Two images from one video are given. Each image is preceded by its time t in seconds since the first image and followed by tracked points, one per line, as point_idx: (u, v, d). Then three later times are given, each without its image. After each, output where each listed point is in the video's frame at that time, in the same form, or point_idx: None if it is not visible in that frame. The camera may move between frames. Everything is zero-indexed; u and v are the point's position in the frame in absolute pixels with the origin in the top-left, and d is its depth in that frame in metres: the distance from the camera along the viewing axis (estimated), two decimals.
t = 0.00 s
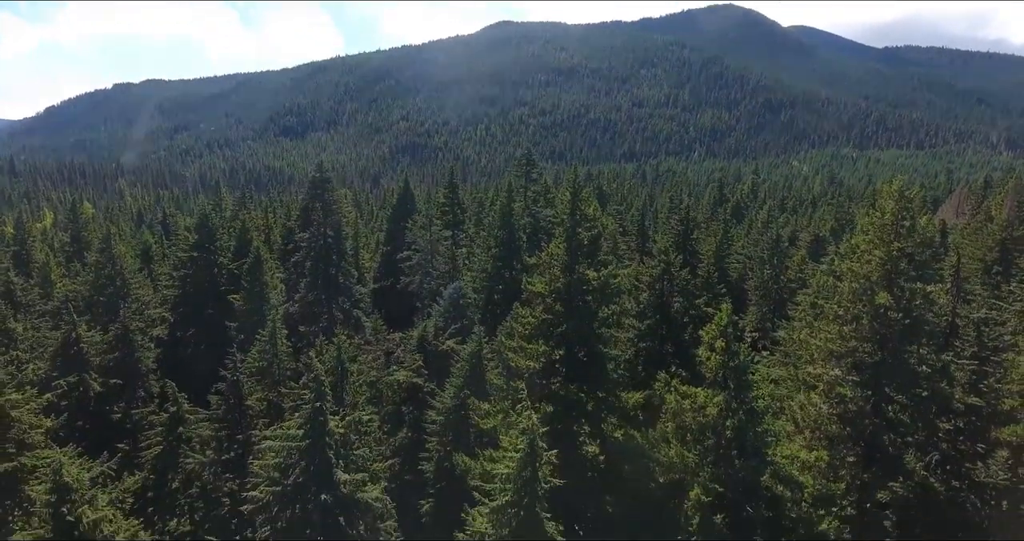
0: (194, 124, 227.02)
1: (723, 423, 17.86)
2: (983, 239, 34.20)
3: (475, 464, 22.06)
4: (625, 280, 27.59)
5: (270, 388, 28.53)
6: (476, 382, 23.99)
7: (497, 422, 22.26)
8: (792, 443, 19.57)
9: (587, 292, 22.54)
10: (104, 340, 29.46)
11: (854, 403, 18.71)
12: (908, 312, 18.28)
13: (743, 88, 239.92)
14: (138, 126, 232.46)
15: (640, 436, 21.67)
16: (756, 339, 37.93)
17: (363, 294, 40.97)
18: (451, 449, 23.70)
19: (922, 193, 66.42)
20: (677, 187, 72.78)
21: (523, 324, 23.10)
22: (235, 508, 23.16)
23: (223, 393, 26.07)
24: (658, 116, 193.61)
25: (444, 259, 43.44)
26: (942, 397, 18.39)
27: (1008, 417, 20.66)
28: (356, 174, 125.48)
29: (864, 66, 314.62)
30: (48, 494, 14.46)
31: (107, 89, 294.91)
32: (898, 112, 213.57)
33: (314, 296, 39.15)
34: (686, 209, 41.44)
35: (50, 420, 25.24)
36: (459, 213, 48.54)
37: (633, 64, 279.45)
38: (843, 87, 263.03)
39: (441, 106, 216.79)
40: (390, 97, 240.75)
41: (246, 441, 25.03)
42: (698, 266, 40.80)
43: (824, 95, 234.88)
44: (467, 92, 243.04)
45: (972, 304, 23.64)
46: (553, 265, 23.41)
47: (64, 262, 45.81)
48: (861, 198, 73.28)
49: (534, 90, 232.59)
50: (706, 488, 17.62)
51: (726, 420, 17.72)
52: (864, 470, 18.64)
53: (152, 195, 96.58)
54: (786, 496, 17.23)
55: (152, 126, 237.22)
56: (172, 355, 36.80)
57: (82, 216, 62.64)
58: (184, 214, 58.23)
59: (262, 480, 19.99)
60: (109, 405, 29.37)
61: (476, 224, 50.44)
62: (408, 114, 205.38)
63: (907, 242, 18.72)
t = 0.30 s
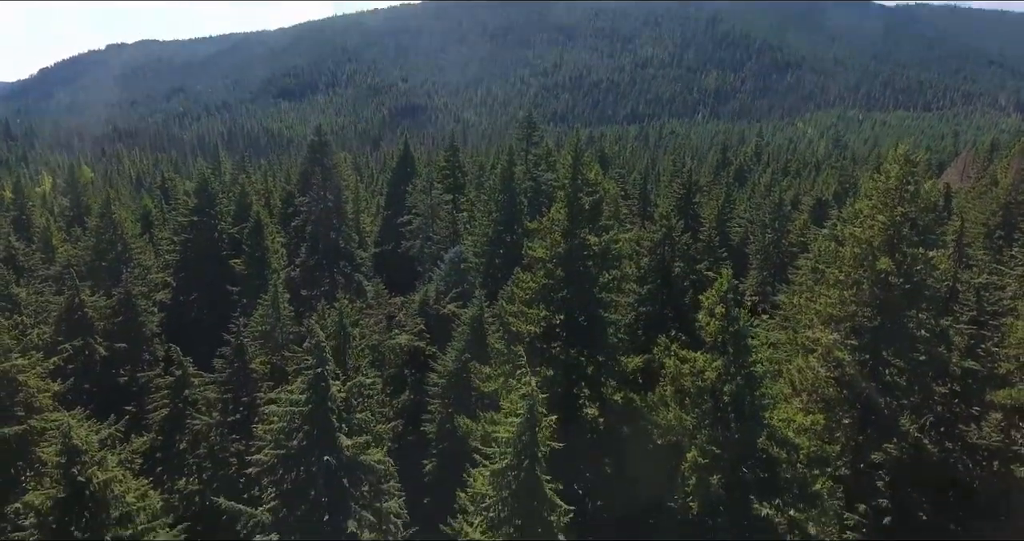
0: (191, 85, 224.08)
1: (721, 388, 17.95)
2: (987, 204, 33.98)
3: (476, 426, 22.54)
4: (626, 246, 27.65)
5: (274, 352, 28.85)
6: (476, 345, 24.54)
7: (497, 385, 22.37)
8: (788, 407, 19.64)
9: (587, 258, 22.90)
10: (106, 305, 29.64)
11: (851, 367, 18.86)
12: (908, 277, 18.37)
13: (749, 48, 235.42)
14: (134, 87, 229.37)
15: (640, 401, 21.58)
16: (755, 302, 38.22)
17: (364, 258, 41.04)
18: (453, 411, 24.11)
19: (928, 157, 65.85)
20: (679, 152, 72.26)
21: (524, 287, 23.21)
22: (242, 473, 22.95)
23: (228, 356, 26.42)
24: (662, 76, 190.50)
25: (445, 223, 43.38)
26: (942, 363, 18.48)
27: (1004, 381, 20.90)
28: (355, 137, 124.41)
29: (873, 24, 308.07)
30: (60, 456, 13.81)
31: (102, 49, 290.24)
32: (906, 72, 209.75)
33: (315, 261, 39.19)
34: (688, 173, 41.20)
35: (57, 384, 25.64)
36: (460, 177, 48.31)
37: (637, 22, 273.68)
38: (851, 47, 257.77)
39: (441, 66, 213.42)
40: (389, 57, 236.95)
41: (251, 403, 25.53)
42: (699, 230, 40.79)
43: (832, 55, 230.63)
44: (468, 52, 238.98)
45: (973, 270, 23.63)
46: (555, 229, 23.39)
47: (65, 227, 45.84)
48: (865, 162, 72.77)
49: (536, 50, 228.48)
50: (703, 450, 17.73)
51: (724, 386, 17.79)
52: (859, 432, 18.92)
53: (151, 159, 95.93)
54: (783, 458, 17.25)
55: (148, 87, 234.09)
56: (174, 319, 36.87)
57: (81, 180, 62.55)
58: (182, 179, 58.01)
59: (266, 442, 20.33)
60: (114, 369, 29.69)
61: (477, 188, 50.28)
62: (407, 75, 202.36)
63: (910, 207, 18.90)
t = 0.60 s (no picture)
0: (186, 40, 219.76)
1: (720, 350, 18.17)
2: (994, 164, 33.61)
3: (477, 387, 23.01)
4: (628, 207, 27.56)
5: (278, 313, 29.14)
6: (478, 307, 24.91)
7: (500, 346, 22.83)
8: (787, 367, 19.96)
9: (588, 220, 22.65)
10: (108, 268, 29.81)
11: (850, 328, 19.07)
12: (912, 240, 18.35)
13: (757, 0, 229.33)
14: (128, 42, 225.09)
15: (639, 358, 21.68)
16: (756, 263, 38.31)
17: (364, 219, 40.93)
18: (455, 371, 24.47)
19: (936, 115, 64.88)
20: (683, 110, 71.25)
21: (525, 249, 23.27)
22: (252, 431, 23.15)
23: (232, 317, 26.65)
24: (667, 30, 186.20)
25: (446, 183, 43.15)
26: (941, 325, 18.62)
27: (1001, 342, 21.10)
28: (354, 95, 122.65)
29: None
30: (69, 416, 14.38)
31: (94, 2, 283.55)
32: (918, 25, 204.70)
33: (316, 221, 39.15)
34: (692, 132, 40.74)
35: (63, 346, 25.90)
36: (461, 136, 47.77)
37: None
38: None
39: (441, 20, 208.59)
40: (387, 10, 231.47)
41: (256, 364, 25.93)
42: (702, 190, 40.57)
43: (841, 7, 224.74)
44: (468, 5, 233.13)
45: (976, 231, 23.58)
46: (557, 191, 23.27)
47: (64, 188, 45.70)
48: (871, 120, 71.78)
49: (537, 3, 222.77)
50: (701, 411, 18.10)
51: (723, 349, 18.00)
52: (856, 392, 19.28)
53: (149, 117, 94.83)
54: (780, 418, 17.62)
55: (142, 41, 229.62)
56: (177, 280, 36.66)
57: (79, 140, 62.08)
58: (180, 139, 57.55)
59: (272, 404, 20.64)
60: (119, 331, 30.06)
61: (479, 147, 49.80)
62: (407, 29, 198.04)
63: (917, 169, 18.50)
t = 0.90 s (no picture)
0: None
1: (721, 315, 18.22)
2: (1002, 125, 33.21)
3: (480, 350, 23.28)
4: (631, 171, 27.43)
5: (280, 277, 29.27)
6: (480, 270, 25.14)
7: (501, 310, 23.01)
8: (787, 331, 20.30)
9: (591, 183, 22.57)
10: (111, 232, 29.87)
11: (851, 292, 19.33)
12: (916, 203, 18.40)
13: None
14: None
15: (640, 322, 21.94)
16: (758, 225, 38.33)
17: (365, 181, 40.69)
18: (458, 333, 25.00)
19: (945, 75, 63.79)
20: (687, 69, 70.03)
21: (527, 213, 23.27)
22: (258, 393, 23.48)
23: (235, 281, 26.77)
24: None
25: (447, 144, 42.76)
26: (942, 290, 18.73)
27: (1001, 306, 21.24)
28: (353, 53, 120.39)
29: None
30: (80, 380, 14.97)
31: None
32: None
33: (317, 184, 38.94)
34: (696, 92, 40.17)
35: (69, 310, 26.08)
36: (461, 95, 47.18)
37: None
38: None
39: None
40: None
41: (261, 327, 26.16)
42: (705, 151, 40.22)
43: None
44: None
45: (979, 197, 23.49)
46: (560, 154, 23.14)
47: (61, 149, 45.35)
48: (879, 80, 70.61)
49: None
50: (701, 374, 18.37)
51: (724, 314, 18.07)
52: (854, 355, 19.60)
53: (143, 77, 93.41)
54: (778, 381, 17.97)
55: None
56: (177, 246, 36.82)
57: (73, 101, 61.29)
58: (177, 99, 56.81)
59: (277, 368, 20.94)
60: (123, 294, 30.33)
61: (480, 108, 49.19)
62: None
63: (924, 132, 18.52)
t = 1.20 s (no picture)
0: None
1: (723, 284, 18.30)
2: (1011, 88, 32.70)
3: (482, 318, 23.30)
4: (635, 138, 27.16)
5: (283, 245, 29.29)
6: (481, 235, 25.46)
7: (502, 278, 22.82)
8: (788, 299, 20.40)
9: (595, 150, 22.34)
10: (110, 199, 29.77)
11: (853, 260, 19.35)
12: (922, 171, 18.44)
13: None
14: None
15: (641, 291, 21.44)
16: (761, 191, 38.11)
17: (365, 146, 40.32)
18: (460, 300, 25.14)
19: (954, 38, 62.59)
20: (692, 30, 68.65)
21: (529, 181, 23.15)
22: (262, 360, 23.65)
23: (237, 249, 26.67)
24: None
25: (447, 109, 42.26)
26: (946, 258, 18.65)
27: (1002, 274, 21.19)
28: (350, 13, 117.90)
29: None
30: (86, 348, 14.98)
31: None
32: None
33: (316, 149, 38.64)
34: (701, 55, 39.52)
35: (72, 279, 26.01)
36: (462, 58, 46.41)
37: None
38: None
39: None
40: None
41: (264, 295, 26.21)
42: (709, 115, 39.75)
43: None
44: None
45: (986, 164, 23.30)
46: (563, 121, 22.85)
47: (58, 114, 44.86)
48: (887, 42, 69.23)
49: None
50: (702, 343, 18.23)
51: (726, 283, 18.05)
52: (854, 323, 19.76)
53: (137, 40, 91.71)
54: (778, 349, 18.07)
55: None
56: (178, 210, 36.71)
57: (67, 65, 60.42)
58: (173, 62, 55.93)
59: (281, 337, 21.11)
60: (126, 262, 30.41)
61: (481, 70, 48.43)
62: None
63: (934, 98, 18.33)
